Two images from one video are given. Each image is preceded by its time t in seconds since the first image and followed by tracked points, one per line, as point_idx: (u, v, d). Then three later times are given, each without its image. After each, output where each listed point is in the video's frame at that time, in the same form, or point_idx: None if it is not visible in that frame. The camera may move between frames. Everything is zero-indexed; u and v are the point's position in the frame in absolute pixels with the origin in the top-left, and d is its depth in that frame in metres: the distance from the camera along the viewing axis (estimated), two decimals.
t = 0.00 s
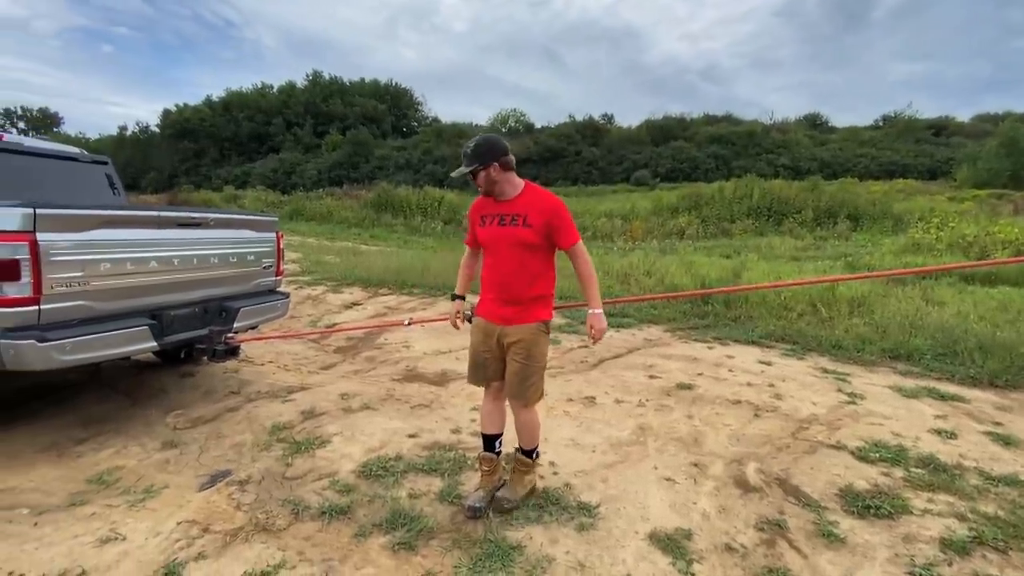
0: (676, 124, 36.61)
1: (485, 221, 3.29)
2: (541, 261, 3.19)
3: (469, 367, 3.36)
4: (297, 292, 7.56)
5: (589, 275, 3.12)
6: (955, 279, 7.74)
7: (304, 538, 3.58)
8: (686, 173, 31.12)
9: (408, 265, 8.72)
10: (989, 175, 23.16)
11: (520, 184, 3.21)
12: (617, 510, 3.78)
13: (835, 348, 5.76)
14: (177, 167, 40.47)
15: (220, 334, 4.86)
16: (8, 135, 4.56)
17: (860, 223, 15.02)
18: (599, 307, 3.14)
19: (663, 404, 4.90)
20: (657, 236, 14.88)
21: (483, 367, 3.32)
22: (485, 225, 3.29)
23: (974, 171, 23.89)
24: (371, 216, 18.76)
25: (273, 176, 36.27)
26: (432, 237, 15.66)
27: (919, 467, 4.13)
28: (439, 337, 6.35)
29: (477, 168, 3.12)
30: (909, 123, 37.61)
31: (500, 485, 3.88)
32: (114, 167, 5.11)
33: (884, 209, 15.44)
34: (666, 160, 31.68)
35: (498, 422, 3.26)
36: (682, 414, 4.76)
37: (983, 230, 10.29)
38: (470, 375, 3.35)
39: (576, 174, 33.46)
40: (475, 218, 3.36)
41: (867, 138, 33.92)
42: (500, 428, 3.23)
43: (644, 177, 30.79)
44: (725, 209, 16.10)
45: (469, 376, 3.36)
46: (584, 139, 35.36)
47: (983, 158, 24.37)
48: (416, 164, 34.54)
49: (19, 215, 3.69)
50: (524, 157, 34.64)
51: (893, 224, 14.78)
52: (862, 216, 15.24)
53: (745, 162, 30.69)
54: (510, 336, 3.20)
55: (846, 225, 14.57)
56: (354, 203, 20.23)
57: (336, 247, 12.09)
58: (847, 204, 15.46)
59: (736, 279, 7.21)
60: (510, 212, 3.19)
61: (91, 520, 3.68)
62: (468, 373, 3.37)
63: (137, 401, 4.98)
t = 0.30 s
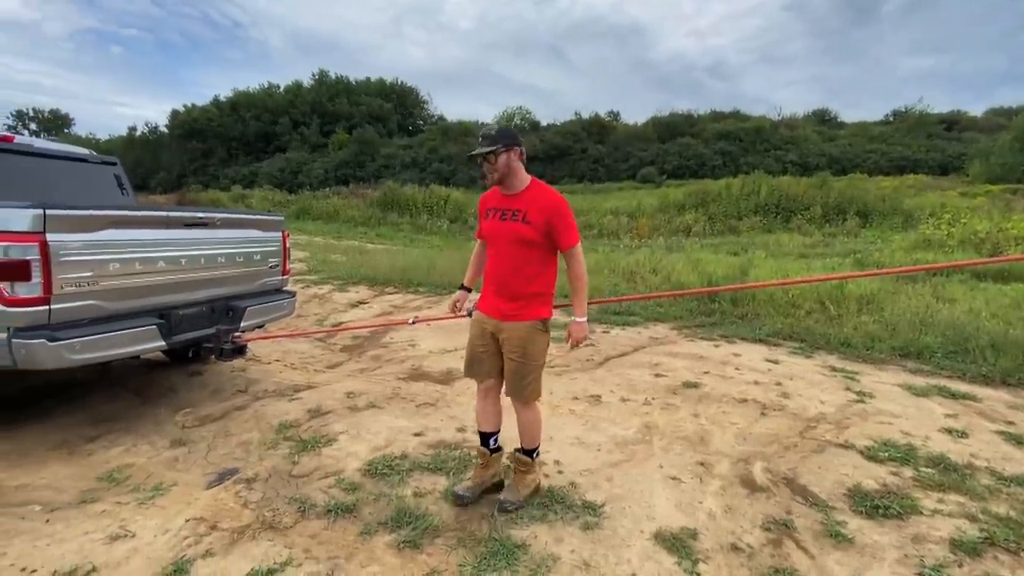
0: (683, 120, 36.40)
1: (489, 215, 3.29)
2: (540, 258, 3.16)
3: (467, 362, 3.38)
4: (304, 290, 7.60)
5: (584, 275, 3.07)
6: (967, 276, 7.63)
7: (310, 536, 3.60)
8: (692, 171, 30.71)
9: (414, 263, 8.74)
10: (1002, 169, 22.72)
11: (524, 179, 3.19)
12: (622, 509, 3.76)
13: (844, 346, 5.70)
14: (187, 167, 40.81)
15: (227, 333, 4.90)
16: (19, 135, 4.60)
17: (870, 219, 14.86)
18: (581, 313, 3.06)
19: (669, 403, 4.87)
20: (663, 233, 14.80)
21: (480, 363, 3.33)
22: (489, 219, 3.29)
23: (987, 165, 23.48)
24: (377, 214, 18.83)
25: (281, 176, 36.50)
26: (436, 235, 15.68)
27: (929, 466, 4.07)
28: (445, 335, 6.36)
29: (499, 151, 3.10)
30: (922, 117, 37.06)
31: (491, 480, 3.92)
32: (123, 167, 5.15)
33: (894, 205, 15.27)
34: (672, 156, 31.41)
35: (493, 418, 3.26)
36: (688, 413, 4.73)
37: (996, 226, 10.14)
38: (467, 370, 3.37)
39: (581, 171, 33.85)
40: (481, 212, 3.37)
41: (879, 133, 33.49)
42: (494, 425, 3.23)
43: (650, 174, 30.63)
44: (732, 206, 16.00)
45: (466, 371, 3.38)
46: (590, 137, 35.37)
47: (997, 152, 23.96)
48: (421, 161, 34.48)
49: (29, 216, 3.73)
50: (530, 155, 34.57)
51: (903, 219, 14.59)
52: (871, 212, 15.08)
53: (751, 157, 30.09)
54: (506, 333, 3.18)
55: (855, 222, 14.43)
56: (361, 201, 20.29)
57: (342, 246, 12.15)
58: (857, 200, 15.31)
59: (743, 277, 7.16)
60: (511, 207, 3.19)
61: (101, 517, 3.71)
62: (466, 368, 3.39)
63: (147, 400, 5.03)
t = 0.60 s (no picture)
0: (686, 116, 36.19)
1: (471, 213, 3.29)
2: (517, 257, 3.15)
3: (444, 358, 3.39)
4: (311, 291, 7.64)
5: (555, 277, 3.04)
6: (978, 272, 7.53)
7: (317, 535, 3.62)
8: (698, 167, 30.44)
9: (420, 263, 8.76)
10: (1016, 163, 22.26)
11: (509, 177, 3.18)
12: (628, 509, 3.74)
13: (852, 344, 5.64)
14: (195, 168, 41.08)
15: (235, 333, 4.92)
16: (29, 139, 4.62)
17: (880, 214, 14.72)
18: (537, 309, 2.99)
19: (675, 402, 4.84)
20: (669, 230, 14.74)
21: (457, 360, 3.33)
22: (471, 217, 3.30)
23: (1000, 158, 23.07)
24: (383, 214, 18.89)
25: (287, 176, 36.68)
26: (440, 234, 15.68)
27: (939, 465, 4.02)
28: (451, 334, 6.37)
29: (503, 142, 3.09)
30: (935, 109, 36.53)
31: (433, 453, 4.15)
32: (131, 169, 5.17)
33: (904, 200, 15.09)
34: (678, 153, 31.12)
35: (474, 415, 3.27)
36: (694, 412, 4.70)
37: (1008, 221, 9.99)
38: (443, 366, 3.39)
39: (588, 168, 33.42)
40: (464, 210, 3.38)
41: (891, 127, 33.08)
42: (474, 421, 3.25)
43: (656, 171, 30.09)
44: (739, 202, 15.92)
45: (441, 367, 3.39)
46: (595, 133, 35.34)
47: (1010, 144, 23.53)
48: (427, 161, 34.44)
49: (39, 219, 3.78)
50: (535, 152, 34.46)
51: (914, 215, 14.43)
52: (881, 207, 14.94)
53: (759, 153, 29.90)
54: (483, 332, 3.19)
55: (865, 217, 14.29)
56: (367, 201, 20.35)
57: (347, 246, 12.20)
58: (866, 195, 15.16)
59: (749, 274, 7.10)
60: (490, 206, 3.18)
61: (112, 516, 3.75)
62: (442, 364, 3.40)
63: (156, 400, 5.07)
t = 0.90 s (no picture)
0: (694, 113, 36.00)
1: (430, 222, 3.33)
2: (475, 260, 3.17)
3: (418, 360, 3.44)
4: (319, 291, 7.68)
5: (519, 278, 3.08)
6: (991, 267, 7.42)
7: (326, 535, 3.64)
8: (705, 164, 30.29)
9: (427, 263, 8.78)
10: None
11: (466, 184, 3.22)
12: (636, 508, 3.72)
13: (863, 342, 5.58)
14: (203, 170, 41.37)
15: (244, 334, 4.94)
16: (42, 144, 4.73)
17: (890, 211, 14.58)
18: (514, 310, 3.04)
19: (683, 401, 4.81)
20: (676, 229, 14.69)
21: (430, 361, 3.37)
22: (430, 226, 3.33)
23: (1014, 151, 22.71)
24: (389, 214, 18.97)
25: (294, 176, 36.85)
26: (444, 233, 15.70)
27: (952, 465, 3.96)
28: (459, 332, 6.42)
29: (461, 154, 3.13)
30: (948, 103, 36.08)
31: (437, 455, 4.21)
32: (141, 174, 5.24)
33: (915, 195, 14.93)
34: (684, 150, 30.92)
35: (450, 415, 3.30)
36: (702, 411, 4.68)
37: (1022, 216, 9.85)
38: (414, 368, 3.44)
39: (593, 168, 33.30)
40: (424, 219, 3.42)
41: (903, 122, 32.70)
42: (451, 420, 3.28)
43: (664, 168, 30.09)
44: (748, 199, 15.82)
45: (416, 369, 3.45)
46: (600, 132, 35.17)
47: None
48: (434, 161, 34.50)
49: (51, 224, 3.84)
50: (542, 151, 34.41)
51: (925, 211, 14.28)
52: (891, 203, 14.79)
53: (767, 150, 29.67)
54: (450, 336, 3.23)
55: (875, 214, 14.16)
56: (374, 202, 20.43)
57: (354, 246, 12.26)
58: (876, 191, 15.02)
59: (758, 272, 7.05)
60: (446, 212, 3.21)
61: (125, 516, 3.79)
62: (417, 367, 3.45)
63: (168, 401, 5.12)
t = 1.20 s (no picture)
0: (705, 110, 35.75)
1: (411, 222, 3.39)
2: (459, 253, 3.22)
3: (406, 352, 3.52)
4: (331, 291, 7.75)
5: (501, 264, 3.16)
6: (1011, 262, 7.28)
7: (341, 532, 3.67)
8: (717, 159, 30.00)
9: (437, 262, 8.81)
10: None
11: (444, 180, 3.28)
12: (649, 507, 3.70)
13: (879, 339, 5.49)
14: (217, 171, 41.65)
15: (259, 333, 4.99)
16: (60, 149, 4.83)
17: (907, 205, 14.36)
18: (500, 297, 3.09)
19: (695, 399, 4.78)
20: (688, 225, 14.56)
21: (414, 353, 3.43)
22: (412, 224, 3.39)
23: None
24: (400, 214, 19.05)
25: (306, 176, 37.08)
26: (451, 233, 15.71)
27: (971, 464, 3.89)
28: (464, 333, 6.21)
29: (430, 150, 3.18)
30: (969, 95, 35.42)
31: (447, 453, 4.26)
32: (157, 176, 5.32)
33: (932, 189, 14.71)
34: (696, 146, 30.62)
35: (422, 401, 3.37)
36: (715, 409, 4.64)
37: None
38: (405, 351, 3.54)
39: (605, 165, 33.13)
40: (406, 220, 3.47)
41: (923, 115, 32.15)
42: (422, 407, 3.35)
43: (675, 165, 29.95)
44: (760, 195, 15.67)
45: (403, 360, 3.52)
46: (611, 129, 34.97)
47: None
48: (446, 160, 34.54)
49: (72, 227, 3.91)
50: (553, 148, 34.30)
51: (943, 205, 14.06)
52: (908, 197, 14.57)
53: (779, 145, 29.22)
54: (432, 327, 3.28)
55: (891, 208, 13.96)
56: (385, 202, 20.53)
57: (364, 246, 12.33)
58: (892, 185, 14.82)
59: (771, 269, 6.98)
60: (426, 209, 3.27)
61: (145, 513, 3.86)
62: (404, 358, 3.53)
63: (184, 400, 5.19)
